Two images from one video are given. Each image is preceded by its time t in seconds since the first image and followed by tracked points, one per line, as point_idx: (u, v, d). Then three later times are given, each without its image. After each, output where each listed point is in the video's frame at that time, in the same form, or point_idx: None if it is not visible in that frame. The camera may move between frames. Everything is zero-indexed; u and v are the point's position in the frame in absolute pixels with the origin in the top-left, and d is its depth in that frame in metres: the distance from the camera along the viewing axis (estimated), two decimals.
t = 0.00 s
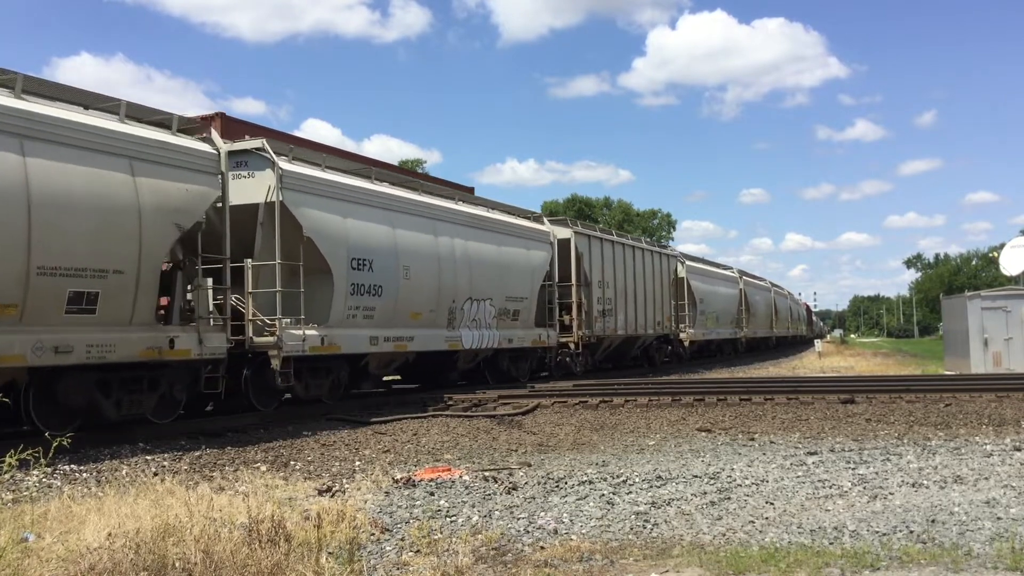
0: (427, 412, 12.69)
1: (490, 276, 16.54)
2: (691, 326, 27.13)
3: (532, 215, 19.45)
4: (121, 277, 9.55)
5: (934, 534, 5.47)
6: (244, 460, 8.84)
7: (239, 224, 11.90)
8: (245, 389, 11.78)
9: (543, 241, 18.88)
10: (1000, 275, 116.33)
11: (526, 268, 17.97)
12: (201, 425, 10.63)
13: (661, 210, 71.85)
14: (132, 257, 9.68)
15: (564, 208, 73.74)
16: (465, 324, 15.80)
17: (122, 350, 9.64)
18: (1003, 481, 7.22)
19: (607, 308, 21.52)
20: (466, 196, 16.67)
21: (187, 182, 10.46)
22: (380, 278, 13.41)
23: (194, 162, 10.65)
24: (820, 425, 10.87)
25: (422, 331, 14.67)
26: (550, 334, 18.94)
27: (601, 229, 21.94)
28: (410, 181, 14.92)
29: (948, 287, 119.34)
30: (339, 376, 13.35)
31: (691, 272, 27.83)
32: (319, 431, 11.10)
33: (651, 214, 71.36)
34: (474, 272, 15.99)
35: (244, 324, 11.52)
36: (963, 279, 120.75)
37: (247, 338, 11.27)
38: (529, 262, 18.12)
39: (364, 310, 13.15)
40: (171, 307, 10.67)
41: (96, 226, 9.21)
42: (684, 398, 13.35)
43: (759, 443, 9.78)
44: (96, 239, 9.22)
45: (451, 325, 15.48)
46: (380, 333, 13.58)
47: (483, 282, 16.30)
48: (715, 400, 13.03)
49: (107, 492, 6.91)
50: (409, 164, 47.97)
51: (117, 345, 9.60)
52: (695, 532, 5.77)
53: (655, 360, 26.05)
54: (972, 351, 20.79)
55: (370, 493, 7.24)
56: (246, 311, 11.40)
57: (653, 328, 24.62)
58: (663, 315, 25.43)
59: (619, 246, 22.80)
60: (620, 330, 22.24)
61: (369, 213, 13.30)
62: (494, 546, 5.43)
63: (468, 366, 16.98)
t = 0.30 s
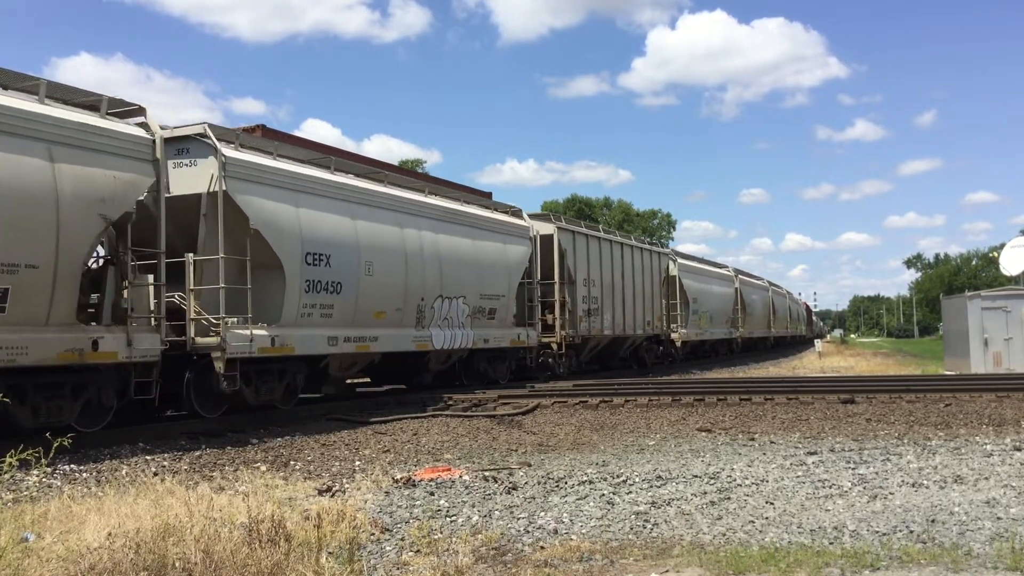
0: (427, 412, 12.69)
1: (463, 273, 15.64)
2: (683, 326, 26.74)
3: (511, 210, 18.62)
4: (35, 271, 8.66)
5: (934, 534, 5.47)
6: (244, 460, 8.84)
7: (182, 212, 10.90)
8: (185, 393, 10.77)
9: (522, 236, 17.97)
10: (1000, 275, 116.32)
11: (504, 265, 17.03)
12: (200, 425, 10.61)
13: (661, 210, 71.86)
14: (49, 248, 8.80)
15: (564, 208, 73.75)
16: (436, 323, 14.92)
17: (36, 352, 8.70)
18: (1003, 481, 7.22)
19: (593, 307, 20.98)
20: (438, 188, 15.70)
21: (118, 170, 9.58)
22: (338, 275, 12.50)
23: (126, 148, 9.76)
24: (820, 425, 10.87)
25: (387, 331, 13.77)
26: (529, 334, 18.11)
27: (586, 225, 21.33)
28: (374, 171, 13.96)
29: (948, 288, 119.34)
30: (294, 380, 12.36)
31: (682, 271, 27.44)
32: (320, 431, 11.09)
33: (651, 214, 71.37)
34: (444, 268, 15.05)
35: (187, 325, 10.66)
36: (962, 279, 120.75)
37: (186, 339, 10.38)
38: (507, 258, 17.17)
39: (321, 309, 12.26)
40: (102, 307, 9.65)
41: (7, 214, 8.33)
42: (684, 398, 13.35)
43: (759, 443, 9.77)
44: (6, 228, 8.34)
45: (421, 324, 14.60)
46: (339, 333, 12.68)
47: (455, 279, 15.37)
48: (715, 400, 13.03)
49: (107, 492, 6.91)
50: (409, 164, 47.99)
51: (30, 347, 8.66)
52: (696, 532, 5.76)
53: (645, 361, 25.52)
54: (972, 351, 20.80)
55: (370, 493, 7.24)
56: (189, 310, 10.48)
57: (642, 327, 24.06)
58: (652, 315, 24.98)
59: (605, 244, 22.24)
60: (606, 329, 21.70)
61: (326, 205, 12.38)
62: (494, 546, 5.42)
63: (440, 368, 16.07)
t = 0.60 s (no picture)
0: (427, 412, 12.70)
1: (435, 269, 14.71)
2: (674, 326, 26.23)
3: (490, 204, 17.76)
4: None
5: (934, 534, 5.47)
6: (244, 460, 8.85)
7: (114, 199, 10.07)
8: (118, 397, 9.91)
9: (501, 231, 17.07)
10: (1000, 275, 116.31)
11: (479, 261, 16.08)
12: (200, 425, 10.62)
13: (661, 210, 71.90)
14: None
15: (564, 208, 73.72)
16: (403, 323, 14.01)
17: None
18: (1003, 481, 7.22)
19: (577, 305, 20.35)
20: (407, 179, 14.72)
21: (34, 153, 8.73)
22: (292, 272, 11.58)
23: (48, 130, 8.91)
24: (820, 425, 10.88)
25: (348, 331, 12.86)
26: (507, 334, 17.28)
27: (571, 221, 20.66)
28: (335, 160, 13.00)
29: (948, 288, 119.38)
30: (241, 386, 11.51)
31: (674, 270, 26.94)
32: (320, 431, 11.11)
33: (652, 214, 71.42)
34: (413, 264, 14.11)
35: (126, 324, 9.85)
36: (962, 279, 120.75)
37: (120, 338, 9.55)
38: (482, 254, 16.23)
39: (272, 308, 11.36)
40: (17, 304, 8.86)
41: None
42: (684, 398, 13.36)
43: (759, 443, 9.78)
44: None
45: (386, 324, 13.70)
46: (293, 333, 11.76)
47: (424, 275, 14.43)
48: (715, 400, 13.04)
49: (107, 493, 6.91)
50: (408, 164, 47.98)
51: None
52: (695, 532, 5.77)
53: (635, 362, 24.86)
54: (972, 351, 20.81)
55: (370, 493, 7.24)
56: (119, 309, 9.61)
57: (629, 327, 23.39)
58: (642, 315, 24.39)
59: (591, 240, 21.58)
60: (591, 329, 21.07)
61: (278, 195, 11.45)
62: (494, 546, 5.43)
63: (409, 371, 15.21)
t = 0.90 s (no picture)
0: (427, 412, 12.70)
1: (401, 266, 13.80)
2: (665, 326, 25.75)
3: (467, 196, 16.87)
4: None
5: (934, 534, 5.47)
6: (244, 460, 8.85)
7: (37, 187, 9.26)
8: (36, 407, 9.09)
9: (476, 226, 16.18)
10: (1000, 275, 116.28)
11: (452, 258, 15.21)
12: (201, 425, 10.62)
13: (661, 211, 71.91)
14: None
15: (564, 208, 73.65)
16: (365, 323, 13.15)
17: None
18: (1003, 481, 7.22)
19: (559, 304, 19.77)
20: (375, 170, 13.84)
21: None
22: (237, 268, 10.67)
23: None
24: (820, 425, 10.88)
25: (303, 332, 11.97)
26: (482, 334, 16.50)
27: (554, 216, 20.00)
28: (293, 149, 12.11)
29: (948, 288, 119.38)
30: (180, 392, 10.59)
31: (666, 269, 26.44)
32: (319, 431, 11.10)
33: (652, 214, 71.45)
34: (378, 261, 13.24)
35: (51, 325, 8.89)
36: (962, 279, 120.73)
37: (58, 339, 8.83)
38: (455, 251, 15.36)
39: (215, 306, 10.46)
40: None
41: None
42: (684, 398, 13.36)
43: (759, 443, 9.78)
44: None
45: (347, 323, 12.86)
46: (240, 335, 10.89)
47: (391, 273, 13.56)
48: (715, 400, 13.04)
49: (107, 492, 6.91)
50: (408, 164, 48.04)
51: None
52: (695, 532, 5.77)
53: (623, 363, 24.36)
54: (972, 351, 20.80)
55: (370, 493, 7.24)
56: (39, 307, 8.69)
57: (615, 327, 22.83)
58: (629, 314, 23.86)
59: (574, 236, 20.91)
60: (575, 329, 20.51)
61: (222, 185, 10.54)
62: (494, 546, 5.43)
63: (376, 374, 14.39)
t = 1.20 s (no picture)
0: (427, 412, 12.70)
1: (364, 262, 12.88)
2: (655, 326, 25.14)
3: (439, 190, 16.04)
4: None
5: (934, 534, 5.47)
6: (244, 460, 8.85)
7: None
8: None
9: (449, 220, 15.27)
10: (1000, 275, 116.24)
11: (422, 253, 14.32)
12: (200, 426, 10.60)
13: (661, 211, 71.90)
14: None
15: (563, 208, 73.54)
16: (323, 323, 12.26)
17: None
18: (1003, 481, 7.21)
19: (541, 303, 19.08)
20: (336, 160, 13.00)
21: None
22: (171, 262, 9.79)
23: None
24: (820, 425, 10.87)
25: (251, 333, 11.10)
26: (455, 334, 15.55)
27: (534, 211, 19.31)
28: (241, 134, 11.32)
29: (948, 287, 119.36)
30: (109, 399, 9.69)
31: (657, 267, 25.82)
32: (319, 431, 11.09)
33: (651, 214, 71.45)
34: (338, 256, 12.34)
35: None
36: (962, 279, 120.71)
37: None
38: (427, 245, 14.47)
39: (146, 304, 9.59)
40: None
41: None
42: (684, 398, 13.36)
43: (759, 443, 9.78)
44: None
45: (303, 324, 11.95)
46: (176, 336, 10.01)
47: (353, 270, 12.65)
48: (715, 400, 13.04)
49: (107, 492, 6.91)
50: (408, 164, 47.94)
51: None
52: (695, 532, 5.77)
53: (610, 364, 23.70)
54: (972, 351, 20.80)
55: (370, 493, 7.24)
56: None
57: (601, 327, 22.17)
58: (616, 314, 23.21)
59: (557, 232, 20.22)
60: (557, 329, 19.83)
61: (155, 172, 9.67)
62: (494, 546, 5.42)
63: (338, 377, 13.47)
